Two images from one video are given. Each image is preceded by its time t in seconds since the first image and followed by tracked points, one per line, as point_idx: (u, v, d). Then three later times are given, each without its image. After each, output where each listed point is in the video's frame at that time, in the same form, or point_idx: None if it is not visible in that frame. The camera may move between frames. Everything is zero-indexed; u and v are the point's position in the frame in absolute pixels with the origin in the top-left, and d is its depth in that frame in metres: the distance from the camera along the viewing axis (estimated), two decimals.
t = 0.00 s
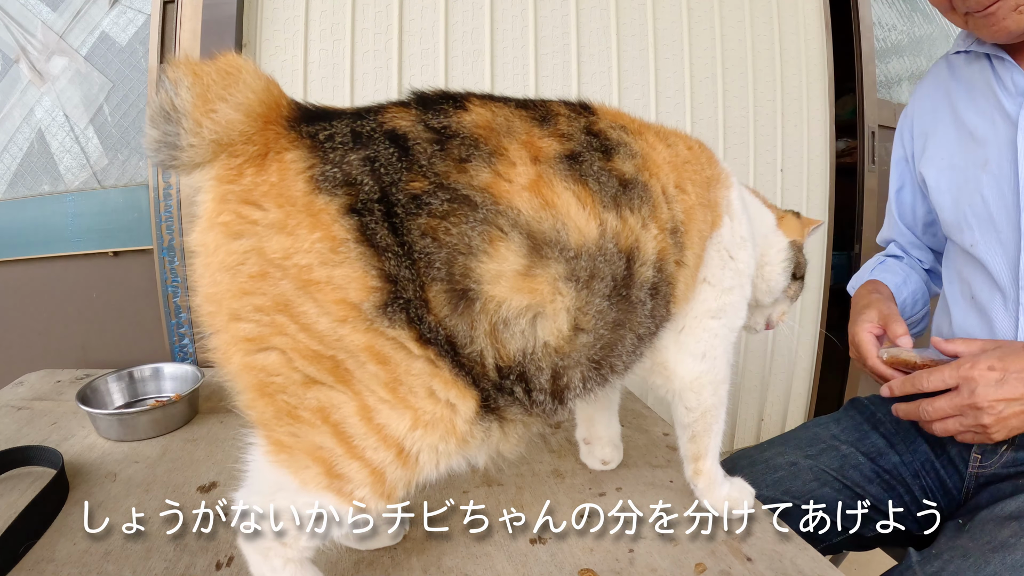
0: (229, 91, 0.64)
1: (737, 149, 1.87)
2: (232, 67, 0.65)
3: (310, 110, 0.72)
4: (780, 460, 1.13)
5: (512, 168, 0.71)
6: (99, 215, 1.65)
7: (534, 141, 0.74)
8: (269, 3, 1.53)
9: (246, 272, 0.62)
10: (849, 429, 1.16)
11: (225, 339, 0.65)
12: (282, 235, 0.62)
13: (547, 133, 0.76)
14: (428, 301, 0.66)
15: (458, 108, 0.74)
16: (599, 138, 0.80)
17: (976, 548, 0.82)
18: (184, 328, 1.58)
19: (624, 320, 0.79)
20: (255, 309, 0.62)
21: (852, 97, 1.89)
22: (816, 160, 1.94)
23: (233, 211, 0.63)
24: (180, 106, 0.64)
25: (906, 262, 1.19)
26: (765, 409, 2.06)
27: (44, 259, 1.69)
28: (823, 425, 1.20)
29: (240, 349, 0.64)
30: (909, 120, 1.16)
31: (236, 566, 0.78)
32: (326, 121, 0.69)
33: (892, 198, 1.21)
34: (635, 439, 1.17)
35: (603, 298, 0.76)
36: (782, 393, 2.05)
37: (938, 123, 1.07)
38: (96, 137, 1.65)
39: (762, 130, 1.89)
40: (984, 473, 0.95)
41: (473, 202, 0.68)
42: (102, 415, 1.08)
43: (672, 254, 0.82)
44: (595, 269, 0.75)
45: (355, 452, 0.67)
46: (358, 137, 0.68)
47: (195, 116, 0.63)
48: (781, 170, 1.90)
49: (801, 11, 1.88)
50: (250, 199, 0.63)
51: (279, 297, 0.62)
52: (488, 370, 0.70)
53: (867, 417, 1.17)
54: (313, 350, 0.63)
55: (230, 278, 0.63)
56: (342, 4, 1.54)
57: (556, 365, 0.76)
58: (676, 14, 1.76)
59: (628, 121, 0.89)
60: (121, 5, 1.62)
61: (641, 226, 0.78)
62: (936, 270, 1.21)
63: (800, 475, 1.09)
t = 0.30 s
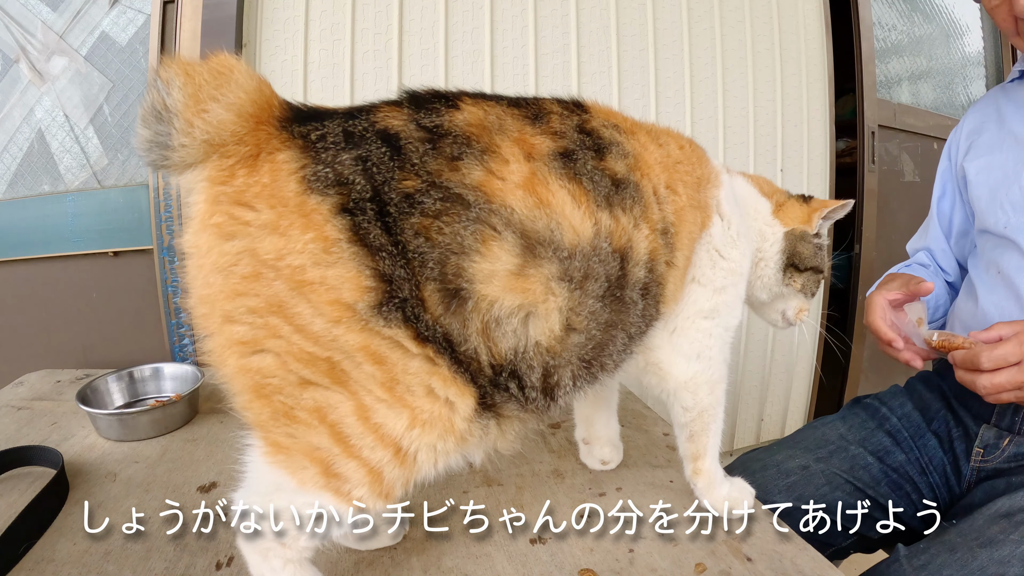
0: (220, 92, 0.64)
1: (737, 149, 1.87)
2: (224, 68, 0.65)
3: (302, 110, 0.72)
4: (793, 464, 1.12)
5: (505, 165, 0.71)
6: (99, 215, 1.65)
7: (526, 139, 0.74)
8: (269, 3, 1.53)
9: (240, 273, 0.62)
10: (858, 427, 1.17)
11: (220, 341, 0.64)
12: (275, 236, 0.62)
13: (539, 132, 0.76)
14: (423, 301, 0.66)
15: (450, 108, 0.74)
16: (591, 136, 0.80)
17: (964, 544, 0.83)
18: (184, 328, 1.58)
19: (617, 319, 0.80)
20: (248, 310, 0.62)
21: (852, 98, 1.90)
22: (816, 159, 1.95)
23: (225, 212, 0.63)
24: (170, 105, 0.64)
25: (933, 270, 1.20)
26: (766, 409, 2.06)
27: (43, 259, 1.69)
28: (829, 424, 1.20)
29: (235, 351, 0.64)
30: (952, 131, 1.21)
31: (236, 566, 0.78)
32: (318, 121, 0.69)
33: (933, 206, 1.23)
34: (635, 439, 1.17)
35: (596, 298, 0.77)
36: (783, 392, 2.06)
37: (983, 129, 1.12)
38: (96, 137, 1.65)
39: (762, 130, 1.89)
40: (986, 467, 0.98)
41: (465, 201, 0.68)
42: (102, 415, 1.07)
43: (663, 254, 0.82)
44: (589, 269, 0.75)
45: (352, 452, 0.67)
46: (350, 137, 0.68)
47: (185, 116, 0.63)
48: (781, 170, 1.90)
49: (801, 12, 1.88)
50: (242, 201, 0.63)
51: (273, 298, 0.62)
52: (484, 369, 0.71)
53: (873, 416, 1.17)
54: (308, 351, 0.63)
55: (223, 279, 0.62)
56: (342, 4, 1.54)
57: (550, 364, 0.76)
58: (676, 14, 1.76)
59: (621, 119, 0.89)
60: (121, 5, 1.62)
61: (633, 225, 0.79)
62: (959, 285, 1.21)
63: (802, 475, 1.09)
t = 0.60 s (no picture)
0: (219, 91, 0.63)
1: (737, 149, 1.87)
2: (223, 67, 0.65)
3: (300, 111, 0.72)
4: (801, 461, 1.11)
5: (500, 166, 0.71)
6: (98, 215, 1.65)
7: (521, 140, 0.74)
8: (268, 3, 1.53)
9: (237, 273, 0.62)
10: (862, 423, 1.17)
11: (217, 343, 0.64)
12: (273, 236, 0.62)
13: (535, 133, 0.76)
14: (420, 301, 0.66)
15: (447, 108, 0.74)
16: (587, 137, 0.80)
17: (960, 548, 0.84)
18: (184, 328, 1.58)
19: (614, 321, 0.80)
20: (246, 311, 0.62)
21: (852, 98, 1.89)
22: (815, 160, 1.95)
23: (223, 212, 0.62)
24: (170, 104, 0.64)
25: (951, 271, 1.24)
26: (766, 409, 2.06)
27: (43, 259, 1.69)
28: (837, 419, 1.20)
29: (233, 352, 0.64)
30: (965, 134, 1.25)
31: (236, 566, 0.78)
32: (317, 122, 0.69)
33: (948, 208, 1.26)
34: (635, 439, 1.17)
35: (593, 300, 0.77)
36: (783, 393, 2.06)
37: (994, 130, 1.16)
38: (96, 137, 1.65)
39: (762, 130, 1.89)
40: (983, 469, 1.00)
41: (462, 201, 0.68)
42: (102, 415, 1.07)
43: (657, 256, 0.82)
44: (585, 270, 0.75)
45: (351, 451, 0.67)
46: (348, 137, 0.68)
47: (185, 114, 0.63)
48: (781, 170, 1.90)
49: (801, 12, 1.88)
50: (240, 201, 0.63)
51: (271, 299, 0.62)
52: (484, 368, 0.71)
53: (878, 412, 1.18)
54: (307, 351, 0.63)
55: (221, 278, 0.62)
56: (342, 4, 1.54)
57: (547, 366, 0.76)
58: (676, 14, 1.76)
59: (617, 119, 0.89)
60: (121, 5, 1.62)
61: (628, 227, 0.79)
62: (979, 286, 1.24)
63: (802, 476, 1.09)
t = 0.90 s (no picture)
0: (226, 88, 0.64)
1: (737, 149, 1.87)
2: (233, 63, 0.65)
3: (307, 108, 0.71)
4: (820, 451, 1.13)
5: (503, 161, 0.70)
6: (98, 215, 1.65)
7: (527, 134, 0.73)
8: (268, 3, 1.53)
9: (242, 270, 0.63)
10: (874, 415, 1.17)
11: (224, 338, 0.65)
12: (276, 234, 0.62)
13: (542, 126, 0.75)
14: (421, 299, 0.66)
15: (452, 103, 0.73)
16: (599, 128, 0.79)
17: (961, 549, 0.84)
18: (184, 328, 1.58)
19: (626, 318, 0.79)
20: (250, 308, 0.63)
21: (852, 97, 1.89)
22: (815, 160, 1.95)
23: (228, 210, 0.63)
24: (179, 99, 0.64)
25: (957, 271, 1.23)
26: (766, 409, 2.06)
27: (43, 259, 1.69)
28: (851, 411, 1.22)
29: (239, 348, 0.64)
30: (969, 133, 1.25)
31: (236, 566, 0.78)
32: (321, 120, 0.69)
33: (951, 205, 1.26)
34: (635, 439, 1.17)
35: (602, 296, 0.76)
36: (783, 393, 2.06)
37: (999, 130, 1.16)
38: (96, 137, 1.65)
39: (762, 130, 1.89)
40: (984, 469, 1.00)
41: (463, 196, 0.67)
42: (102, 415, 1.07)
43: (675, 250, 0.80)
44: (593, 266, 0.74)
45: (353, 450, 0.67)
46: (351, 135, 0.67)
47: (192, 110, 0.63)
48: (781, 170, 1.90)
49: (801, 11, 1.88)
50: (244, 200, 0.63)
51: (274, 296, 0.62)
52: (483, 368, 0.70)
53: (888, 405, 1.18)
54: (309, 349, 0.63)
55: (225, 274, 0.63)
56: (342, 4, 1.54)
57: (552, 365, 0.75)
58: (676, 13, 1.76)
59: (633, 109, 0.87)
60: (121, 5, 1.62)
61: (640, 221, 0.77)
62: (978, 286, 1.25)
63: (803, 476, 1.09)
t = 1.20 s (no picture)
0: (276, 76, 0.64)
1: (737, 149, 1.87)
2: (283, 52, 0.66)
3: (347, 104, 0.73)
4: (822, 460, 1.11)
5: (531, 154, 0.71)
6: (99, 215, 1.65)
7: (554, 130, 0.74)
8: (269, 3, 1.54)
9: (279, 255, 0.64)
10: (874, 420, 1.16)
11: (254, 324, 0.66)
12: (314, 221, 0.63)
13: (568, 124, 0.76)
14: (455, 287, 0.66)
15: (483, 102, 0.75)
16: (620, 129, 0.79)
17: (963, 550, 0.84)
18: (184, 328, 1.58)
19: (650, 311, 0.79)
20: (285, 292, 0.64)
21: (852, 98, 1.90)
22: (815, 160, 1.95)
23: (269, 196, 0.64)
24: (230, 82, 0.65)
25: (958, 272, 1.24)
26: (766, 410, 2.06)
27: (43, 259, 1.69)
28: (851, 415, 1.20)
29: (272, 333, 0.65)
30: (972, 133, 1.25)
31: (236, 566, 0.79)
32: (361, 116, 0.71)
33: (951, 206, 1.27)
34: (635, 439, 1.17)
35: (630, 288, 0.76)
36: (783, 394, 2.06)
37: (1004, 131, 1.16)
38: (96, 137, 1.65)
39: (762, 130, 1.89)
40: (985, 470, 1.00)
41: (494, 187, 0.68)
42: (102, 415, 1.07)
43: (692, 245, 0.79)
44: (622, 259, 0.74)
45: (382, 441, 0.68)
46: (389, 130, 0.69)
47: (242, 94, 0.64)
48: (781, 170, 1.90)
49: (801, 11, 1.87)
50: (285, 186, 0.64)
51: (309, 282, 0.64)
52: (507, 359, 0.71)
53: (888, 409, 1.18)
54: (339, 335, 0.64)
55: (262, 259, 0.64)
56: (342, 4, 1.55)
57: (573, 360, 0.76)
58: (676, 14, 1.76)
59: (655, 114, 0.87)
60: (121, 5, 1.62)
61: (660, 216, 0.76)
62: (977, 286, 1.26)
63: (803, 477, 1.09)
